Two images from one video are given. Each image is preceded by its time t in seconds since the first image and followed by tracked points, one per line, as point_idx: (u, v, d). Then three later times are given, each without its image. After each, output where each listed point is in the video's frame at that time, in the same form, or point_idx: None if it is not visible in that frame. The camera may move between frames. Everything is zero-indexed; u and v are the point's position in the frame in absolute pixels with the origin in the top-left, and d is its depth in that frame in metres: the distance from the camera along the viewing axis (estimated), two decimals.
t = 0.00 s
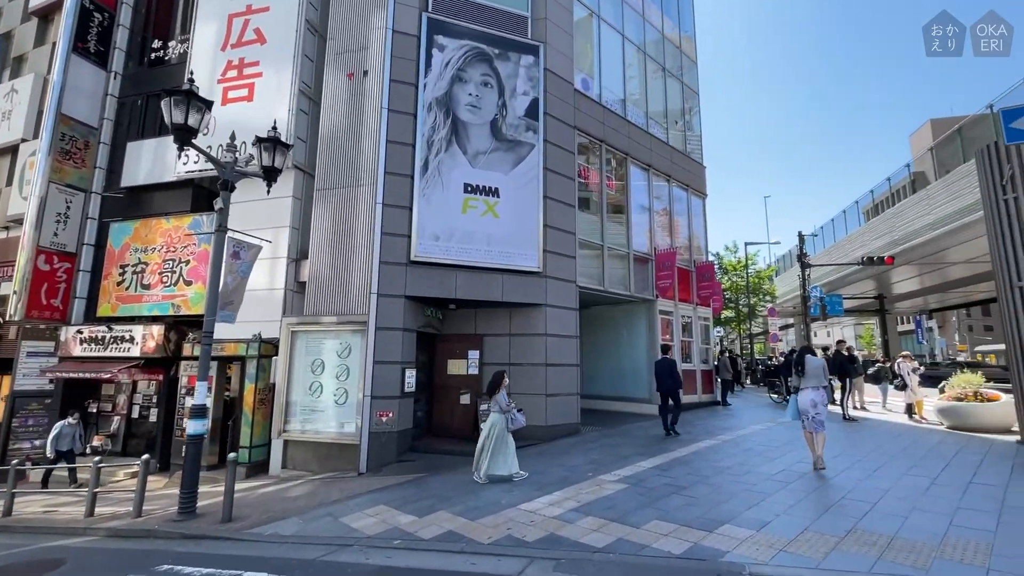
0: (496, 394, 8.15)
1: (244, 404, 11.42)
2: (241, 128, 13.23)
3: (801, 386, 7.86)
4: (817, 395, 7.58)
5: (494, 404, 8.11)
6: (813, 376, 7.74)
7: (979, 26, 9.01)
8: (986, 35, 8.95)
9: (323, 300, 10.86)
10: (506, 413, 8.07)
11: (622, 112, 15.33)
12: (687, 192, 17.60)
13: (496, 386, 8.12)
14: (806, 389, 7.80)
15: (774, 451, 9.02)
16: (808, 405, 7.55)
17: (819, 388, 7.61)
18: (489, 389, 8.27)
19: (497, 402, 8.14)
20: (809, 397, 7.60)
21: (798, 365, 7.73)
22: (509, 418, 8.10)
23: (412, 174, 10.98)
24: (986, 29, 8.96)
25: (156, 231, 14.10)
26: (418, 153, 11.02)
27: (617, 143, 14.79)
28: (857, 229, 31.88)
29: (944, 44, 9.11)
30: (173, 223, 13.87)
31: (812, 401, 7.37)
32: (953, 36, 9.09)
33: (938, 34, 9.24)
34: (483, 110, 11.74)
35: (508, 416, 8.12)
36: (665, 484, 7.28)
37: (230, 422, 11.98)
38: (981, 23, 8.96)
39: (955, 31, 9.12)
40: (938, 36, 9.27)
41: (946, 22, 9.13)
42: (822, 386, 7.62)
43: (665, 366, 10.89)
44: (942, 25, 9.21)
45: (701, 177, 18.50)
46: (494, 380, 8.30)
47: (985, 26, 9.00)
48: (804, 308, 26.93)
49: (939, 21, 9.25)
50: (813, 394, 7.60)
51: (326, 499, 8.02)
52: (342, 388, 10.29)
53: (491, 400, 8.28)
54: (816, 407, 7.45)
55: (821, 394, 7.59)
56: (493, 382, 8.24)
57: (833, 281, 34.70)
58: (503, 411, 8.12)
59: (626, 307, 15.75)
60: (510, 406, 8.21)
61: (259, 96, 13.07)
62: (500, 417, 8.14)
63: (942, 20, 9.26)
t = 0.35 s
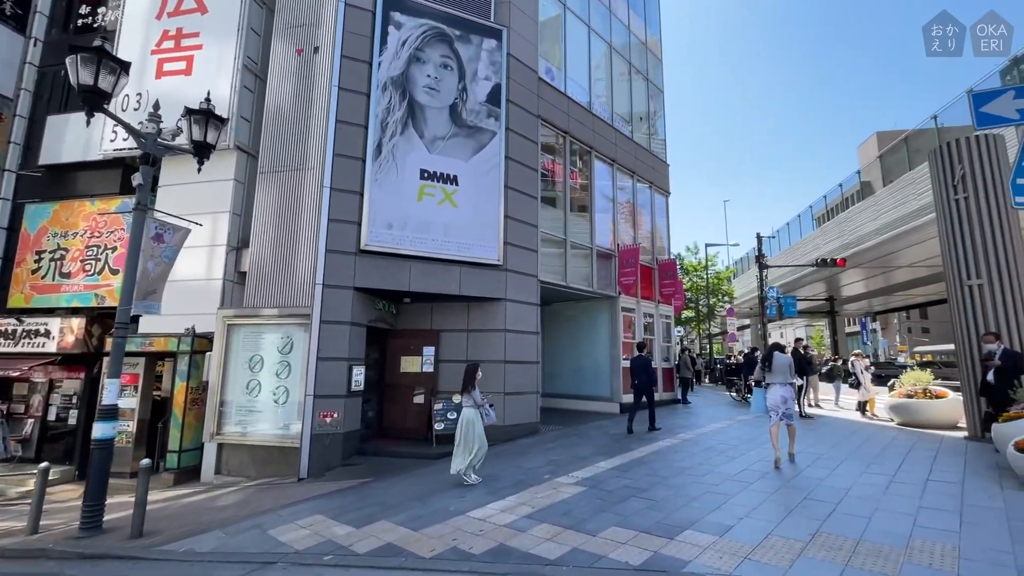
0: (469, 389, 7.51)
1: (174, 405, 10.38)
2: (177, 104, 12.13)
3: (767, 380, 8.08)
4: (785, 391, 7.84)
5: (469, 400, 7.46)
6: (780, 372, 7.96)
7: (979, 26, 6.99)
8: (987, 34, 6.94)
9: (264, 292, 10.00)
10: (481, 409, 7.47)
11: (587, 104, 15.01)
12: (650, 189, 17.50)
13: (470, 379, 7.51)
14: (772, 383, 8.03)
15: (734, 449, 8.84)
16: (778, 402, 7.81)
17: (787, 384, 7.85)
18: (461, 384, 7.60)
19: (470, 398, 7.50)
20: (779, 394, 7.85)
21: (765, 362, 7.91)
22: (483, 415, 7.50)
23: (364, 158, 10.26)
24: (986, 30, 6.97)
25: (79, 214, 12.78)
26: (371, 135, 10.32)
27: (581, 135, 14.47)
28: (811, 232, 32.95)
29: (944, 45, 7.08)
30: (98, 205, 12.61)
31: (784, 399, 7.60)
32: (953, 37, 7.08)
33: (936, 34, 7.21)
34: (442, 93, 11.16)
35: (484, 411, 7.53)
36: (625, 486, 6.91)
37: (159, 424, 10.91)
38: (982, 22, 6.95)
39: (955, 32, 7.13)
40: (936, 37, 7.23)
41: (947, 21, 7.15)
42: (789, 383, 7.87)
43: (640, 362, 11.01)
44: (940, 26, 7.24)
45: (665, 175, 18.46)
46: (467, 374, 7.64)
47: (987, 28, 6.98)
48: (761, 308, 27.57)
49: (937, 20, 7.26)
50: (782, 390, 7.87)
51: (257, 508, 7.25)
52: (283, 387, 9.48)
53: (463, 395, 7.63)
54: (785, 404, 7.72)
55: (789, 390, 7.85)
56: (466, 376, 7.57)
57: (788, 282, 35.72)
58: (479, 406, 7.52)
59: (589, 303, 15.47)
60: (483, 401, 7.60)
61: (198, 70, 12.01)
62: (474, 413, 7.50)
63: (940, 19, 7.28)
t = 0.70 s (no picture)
0: (443, 391, 7.08)
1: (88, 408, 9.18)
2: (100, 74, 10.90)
3: (740, 374, 8.33)
4: (757, 384, 8.10)
5: (445, 403, 7.07)
6: (752, 367, 8.26)
7: (980, 26, 6.72)
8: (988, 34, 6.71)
9: (196, 282, 9.01)
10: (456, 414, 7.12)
11: (553, 95, 14.54)
12: (616, 186, 17.24)
13: (446, 382, 7.05)
14: (745, 378, 8.27)
15: (699, 451, 8.52)
16: (751, 396, 8.09)
17: (759, 379, 8.14)
18: (433, 386, 7.10)
19: (444, 401, 7.11)
20: (751, 387, 8.09)
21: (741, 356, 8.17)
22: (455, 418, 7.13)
23: (311, 138, 9.39)
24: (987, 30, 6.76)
25: None
26: (319, 114, 9.47)
27: (547, 126, 14.00)
28: (769, 235, 33.73)
29: (944, 45, 6.77)
30: (7, 184, 11.26)
31: (755, 392, 7.88)
32: (955, 36, 6.77)
33: (936, 33, 6.89)
34: (398, 73, 10.42)
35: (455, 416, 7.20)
36: (587, 493, 6.41)
37: (72, 430, 9.70)
38: (983, 21, 6.67)
39: (957, 30, 6.82)
40: (936, 36, 6.93)
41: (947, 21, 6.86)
42: (761, 377, 8.18)
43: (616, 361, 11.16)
44: (939, 27, 6.95)
45: (631, 171, 18.25)
46: (438, 375, 7.10)
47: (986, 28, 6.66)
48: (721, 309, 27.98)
49: (937, 20, 6.99)
50: (753, 384, 8.13)
51: (174, 526, 6.36)
52: (214, 387, 8.53)
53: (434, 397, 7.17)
54: (757, 398, 7.97)
55: (760, 384, 8.13)
56: (439, 377, 7.07)
57: (747, 284, 36.50)
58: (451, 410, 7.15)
59: (553, 300, 15.02)
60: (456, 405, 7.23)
61: (126, 37, 10.82)
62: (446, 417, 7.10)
63: (940, 19, 7.01)
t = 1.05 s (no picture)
0: (420, 393, 6.70)
1: None
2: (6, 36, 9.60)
3: (709, 380, 8.10)
4: (725, 389, 7.88)
5: (422, 403, 6.68)
6: (720, 371, 8.02)
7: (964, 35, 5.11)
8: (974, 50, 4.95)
9: (111, 272, 7.93)
10: (433, 415, 6.72)
11: (519, 85, 14.01)
12: (583, 183, 16.89)
13: (424, 380, 6.68)
14: (714, 382, 8.06)
15: (664, 457, 8.12)
16: (718, 400, 7.85)
17: (727, 383, 7.90)
18: (410, 386, 6.73)
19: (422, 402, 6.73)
20: (719, 391, 7.87)
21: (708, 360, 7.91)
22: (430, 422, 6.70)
23: (251, 116, 8.49)
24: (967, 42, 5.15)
25: None
26: (260, 90, 8.58)
27: (512, 118, 13.45)
28: (732, 238, 34.32)
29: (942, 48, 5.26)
30: None
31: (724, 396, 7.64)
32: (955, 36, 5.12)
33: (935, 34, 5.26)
34: (352, 50, 9.63)
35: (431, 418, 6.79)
36: (546, 507, 5.88)
37: None
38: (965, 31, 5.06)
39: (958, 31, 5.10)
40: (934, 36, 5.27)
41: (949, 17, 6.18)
42: (729, 381, 7.94)
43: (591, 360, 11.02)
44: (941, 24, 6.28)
45: (599, 168, 17.93)
46: (416, 374, 6.74)
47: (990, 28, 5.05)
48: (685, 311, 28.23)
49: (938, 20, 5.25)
50: (721, 388, 7.89)
51: (66, 556, 5.44)
52: (131, 391, 7.53)
53: (409, 399, 6.77)
54: (725, 402, 7.74)
55: (728, 389, 7.90)
56: (416, 376, 6.71)
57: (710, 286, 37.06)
58: (427, 411, 6.76)
59: (517, 299, 14.48)
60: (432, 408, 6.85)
61: None
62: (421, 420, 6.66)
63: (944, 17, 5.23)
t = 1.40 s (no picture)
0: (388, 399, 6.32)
1: None
2: None
3: (676, 382, 7.75)
4: (694, 391, 7.56)
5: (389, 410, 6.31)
6: (687, 373, 7.72)
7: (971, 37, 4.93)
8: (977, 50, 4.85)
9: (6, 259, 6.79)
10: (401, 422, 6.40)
11: (486, 75, 13.44)
12: (551, 180, 16.48)
13: (392, 385, 6.28)
14: (681, 385, 7.73)
15: (631, 466, 7.68)
16: (686, 403, 7.52)
17: (695, 385, 7.60)
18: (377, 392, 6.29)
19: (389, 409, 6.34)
20: (687, 394, 7.55)
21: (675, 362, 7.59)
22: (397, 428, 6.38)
23: (182, 89, 7.59)
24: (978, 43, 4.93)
25: None
26: (193, 61, 7.69)
27: (478, 108, 12.88)
28: (696, 241, 34.74)
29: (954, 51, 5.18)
30: None
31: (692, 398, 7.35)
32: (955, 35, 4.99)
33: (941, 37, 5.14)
34: (301, 24, 8.83)
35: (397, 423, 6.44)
36: (503, 526, 5.31)
37: None
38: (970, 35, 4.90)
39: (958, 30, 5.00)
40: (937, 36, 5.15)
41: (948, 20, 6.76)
42: (697, 383, 7.64)
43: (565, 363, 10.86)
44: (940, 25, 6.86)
45: (567, 165, 17.55)
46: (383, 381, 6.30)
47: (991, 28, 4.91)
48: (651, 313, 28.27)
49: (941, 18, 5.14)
50: (690, 391, 7.57)
51: None
52: (28, 397, 6.52)
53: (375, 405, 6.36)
54: (694, 405, 7.44)
55: (696, 391, 7.61)
56: (383, 381, 6.30)
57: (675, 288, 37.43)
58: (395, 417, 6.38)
59: (481, 299, 13.89)
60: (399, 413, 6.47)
61: None
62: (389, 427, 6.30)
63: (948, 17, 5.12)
